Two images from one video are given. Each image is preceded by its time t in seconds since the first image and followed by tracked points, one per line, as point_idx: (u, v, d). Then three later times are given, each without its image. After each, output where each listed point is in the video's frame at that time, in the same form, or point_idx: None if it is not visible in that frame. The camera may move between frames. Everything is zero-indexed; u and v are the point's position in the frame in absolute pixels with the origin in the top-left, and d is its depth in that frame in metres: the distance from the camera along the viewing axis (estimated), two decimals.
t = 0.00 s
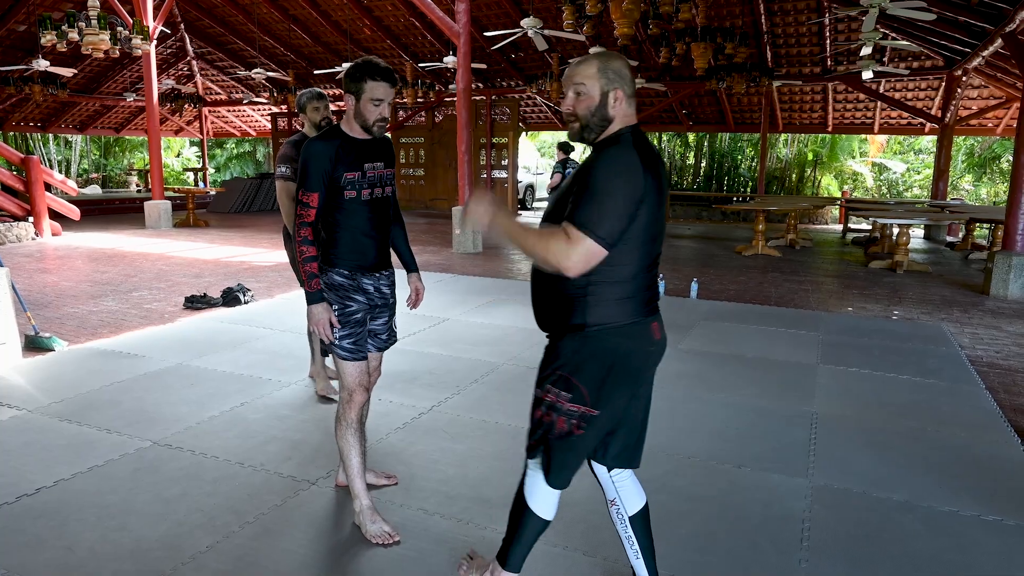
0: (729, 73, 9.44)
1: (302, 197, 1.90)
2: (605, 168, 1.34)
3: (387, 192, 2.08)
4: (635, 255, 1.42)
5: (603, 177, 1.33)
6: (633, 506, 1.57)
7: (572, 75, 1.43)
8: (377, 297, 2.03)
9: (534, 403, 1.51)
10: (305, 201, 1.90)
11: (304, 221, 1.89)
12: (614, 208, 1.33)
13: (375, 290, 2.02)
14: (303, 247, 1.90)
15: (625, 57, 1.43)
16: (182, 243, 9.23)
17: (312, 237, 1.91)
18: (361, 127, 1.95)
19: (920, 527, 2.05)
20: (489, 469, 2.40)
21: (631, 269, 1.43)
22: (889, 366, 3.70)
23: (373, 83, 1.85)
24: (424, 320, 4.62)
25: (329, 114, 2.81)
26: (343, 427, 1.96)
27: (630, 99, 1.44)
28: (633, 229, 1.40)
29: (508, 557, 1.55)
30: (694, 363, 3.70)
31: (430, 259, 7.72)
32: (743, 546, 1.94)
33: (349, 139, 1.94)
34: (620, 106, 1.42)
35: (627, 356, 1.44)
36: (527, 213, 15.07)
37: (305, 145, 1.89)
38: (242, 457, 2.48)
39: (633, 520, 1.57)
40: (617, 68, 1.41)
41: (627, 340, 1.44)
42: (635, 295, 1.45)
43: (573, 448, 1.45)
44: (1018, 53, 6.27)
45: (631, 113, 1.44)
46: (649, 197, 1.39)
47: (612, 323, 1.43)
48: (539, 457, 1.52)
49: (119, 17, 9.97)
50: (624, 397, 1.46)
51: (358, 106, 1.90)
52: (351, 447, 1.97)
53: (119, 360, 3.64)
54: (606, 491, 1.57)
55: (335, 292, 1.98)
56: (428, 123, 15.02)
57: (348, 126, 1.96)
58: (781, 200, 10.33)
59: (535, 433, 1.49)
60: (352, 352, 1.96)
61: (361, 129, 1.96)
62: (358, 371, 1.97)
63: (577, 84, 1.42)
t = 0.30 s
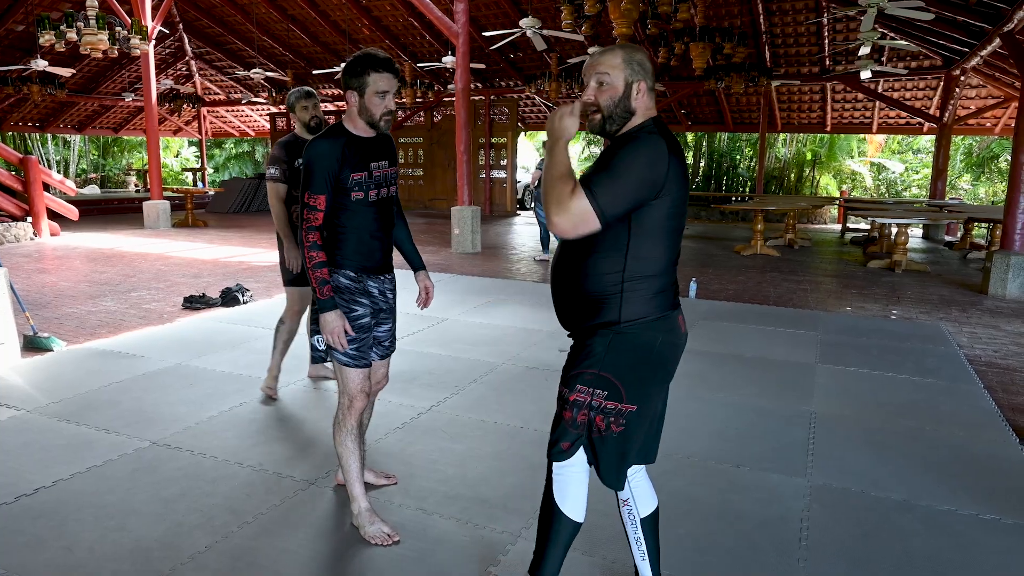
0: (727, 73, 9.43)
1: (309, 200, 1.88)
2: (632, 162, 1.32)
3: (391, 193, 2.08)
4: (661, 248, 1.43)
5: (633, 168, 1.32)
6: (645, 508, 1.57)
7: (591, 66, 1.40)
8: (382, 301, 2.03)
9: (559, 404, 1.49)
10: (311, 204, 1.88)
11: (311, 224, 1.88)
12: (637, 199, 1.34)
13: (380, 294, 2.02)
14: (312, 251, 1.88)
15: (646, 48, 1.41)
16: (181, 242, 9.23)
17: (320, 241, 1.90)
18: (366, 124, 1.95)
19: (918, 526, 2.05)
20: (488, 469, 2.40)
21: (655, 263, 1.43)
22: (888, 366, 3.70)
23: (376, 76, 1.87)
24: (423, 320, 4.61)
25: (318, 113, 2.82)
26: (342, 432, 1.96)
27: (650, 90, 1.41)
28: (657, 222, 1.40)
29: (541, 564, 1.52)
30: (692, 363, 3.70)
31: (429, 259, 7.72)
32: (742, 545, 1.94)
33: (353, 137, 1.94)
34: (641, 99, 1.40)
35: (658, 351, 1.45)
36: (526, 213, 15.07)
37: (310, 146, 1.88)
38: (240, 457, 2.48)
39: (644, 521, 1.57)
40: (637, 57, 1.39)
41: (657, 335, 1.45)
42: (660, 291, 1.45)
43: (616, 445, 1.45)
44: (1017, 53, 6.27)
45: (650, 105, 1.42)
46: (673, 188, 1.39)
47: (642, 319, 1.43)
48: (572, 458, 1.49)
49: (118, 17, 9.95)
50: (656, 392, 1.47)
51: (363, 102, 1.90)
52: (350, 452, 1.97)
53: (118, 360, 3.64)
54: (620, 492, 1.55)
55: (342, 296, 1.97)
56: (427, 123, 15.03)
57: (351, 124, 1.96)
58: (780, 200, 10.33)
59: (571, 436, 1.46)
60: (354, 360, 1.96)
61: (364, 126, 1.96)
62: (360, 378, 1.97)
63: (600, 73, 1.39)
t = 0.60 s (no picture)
0: (726, 73, 9.43)
1: (313, 202, 1.86)
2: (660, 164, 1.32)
3: (389, 192, 2.08)
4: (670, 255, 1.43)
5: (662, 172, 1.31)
6: (641, 508, 1.57)
7: (605, 63, 1.41)
8: (385, 305, 2.03)
9: (558, 407, 1.50)
10: (316, 206, 1.87)
11: (318, 227, 1.86)
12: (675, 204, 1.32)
13: (383, 298, 2.03)
14: (320, 255, 1.87)
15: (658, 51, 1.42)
16: (180, 243, 9.23)
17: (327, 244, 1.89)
18: (364, 121, 1.94)
19: (916, 526, 2.06)
20: (486, 468, 2.41)
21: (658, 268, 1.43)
22: (886, 366, 3.71)
23: (373, 70, 1.87)
24: (421, 320, 4.62)
25: (297, 110, 2.83)
26: (342, 438, 1.97)
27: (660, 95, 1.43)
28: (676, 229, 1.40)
29: (539, 563, 1.52)
30: (691, 362, 3.71)
31: (428, 259, 7.73)
32: (740, 544, 1.95)
33: (353, 135, 1.93)
34: (650, 102, 1.41)
35: (654, 352, 1.44)
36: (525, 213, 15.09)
37: (312, 147, 1.87)
38: (238, 457, 2.48)
39: (640, 521, 1.58)
40: (650, 59, 1.40)
41: (654, 335, 1.44)
42: (659, 294, 1.46)
43: (610, 448, 1.42)
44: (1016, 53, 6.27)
45: (659, 106, 1.44)
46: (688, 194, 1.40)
47: (639, 320, 1.43)
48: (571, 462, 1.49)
49: (117, 17, 9.94)
50: (653, 394, 1.45)
51: (361, 98, 1.90)
52: (351, 457, 1.98)
53: (117, 361, 3.64)
54: (616, 492, 1.56)
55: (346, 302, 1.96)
56: (426, 123, 15.03)
57: (349, 122, 1.95)
58: (778, 200, 10.35)
59: (570, 439, 1.46)
60: (357, 368, 1.95)
61: (362, 123, 1.95)
62: (364, 385, 1.97)
63: (612, 72, 1.39)
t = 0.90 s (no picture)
0: (725, 73, 9.42)
1: (313, 203, 1.86)
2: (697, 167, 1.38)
3: (388, 191, 2.08)
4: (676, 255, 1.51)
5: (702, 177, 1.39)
6: (635, 508, 1.57)
7: (625, 64, 1.39)
8: (387, 304, 2.04)
9: (561, 409, 1.48)
10: (317, 208, 1.86)
11: (319, 229, 1.86)
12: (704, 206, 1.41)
13: (385, 297, 2.04)
14: (322, 257, 1.86)
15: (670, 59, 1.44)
16: (178, 242, 9.22)
17: (329, 246, 1.88)
18: (361, 120, 1.94)
19: (913, 525, 2.07)
20: (485, 469, 2.41)
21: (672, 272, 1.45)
22: (884, 366, 3.71)
23: (369, 68, 1.88)
24: (420, 320, 4.61)
25: (267, 109, 2.83)
26: (343, 437, 1.97)
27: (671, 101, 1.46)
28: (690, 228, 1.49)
29: (538, 565, 1.52)
30: (690, 362, 3.71)
31: (427, 259, 7.73)
32: (739, 544, 1.95)
33: (351, 135, 1.93)
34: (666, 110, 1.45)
35: (662, 357, 1.47)
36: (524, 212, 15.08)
37: (311, 147, 1.86)
38: (237, 456, 2.48)
39: (635, 522, 1.58)
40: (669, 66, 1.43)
41: (662, 339, 1.47)
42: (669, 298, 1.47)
43: (621, 452, 1.45)
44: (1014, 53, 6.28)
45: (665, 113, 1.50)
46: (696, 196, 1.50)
47: (651, 325, 1.45)
48: (577, 464, 1.50)
49: (115, 17, 9.93)
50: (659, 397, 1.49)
51: (358, 96, 1.90)
52: (350, 457, 1.98)
53: (116, 360, 3.64)
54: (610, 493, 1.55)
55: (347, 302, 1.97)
56: (425, 123, 15.03)
57: (346, 120, 1.94)
58: (777, 200, 10.35)
59: (578, 443, 1.47)
60: (360, 369, 1.95)
61: (359, 122, 1.94)
62: (365, 386, 1.98)
63: (634, 75, 1.39)
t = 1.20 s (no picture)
0: (723, 73, 9.42)
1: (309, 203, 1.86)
2: (675, 166, 1.30)
3: (383, 189, 2.08)
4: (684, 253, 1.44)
5: (685, 178, 1.30)
6: (640, 510, 1.57)
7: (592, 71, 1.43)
8: (383, 300, 2.04)
9: (553, 408, 1.49)
10: (312, 207, 1.86)
11: (315, 228, 1.86)
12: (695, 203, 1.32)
13: (381, 293, 2.03)
14: (318, 256, 1.86)
15: (652, 49, 1.37)
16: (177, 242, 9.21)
17: (325, 245, 1.88)
18: (354, 118, 1.94)
19: (911, 524, 2.07)
20: (483, 469, 2.40)
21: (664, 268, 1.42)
22: (882, 365, 3.72)
23: (358, 66, 1.88)
24: (419, 320, 4.61)
25: (247, 108, 2.76)
26: (341, 434, 1.97)
27: (660, 91, 1.39)
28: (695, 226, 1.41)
29: (535, 565, 1.53)
30: (688, 362, 3.71)
31: (425, 259, 7.73)
32: (737, 544, 1.94)
33: (344, 133, 1.93)
34: (642, 100, 1.38)
35: (654, 356, 1.45)
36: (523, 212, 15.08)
37: (305, 148, 1.85)
38: (234, 456, 2.48)
39: (639, 523, 1.58)
40: (645, 63, 1.37)
41: (654, 338, 1.44)
42: (663, 295, 1.44)
43: (611, 450, 1.45)
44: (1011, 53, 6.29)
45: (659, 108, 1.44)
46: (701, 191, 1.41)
47: (639, 324, 1.42)
48: (569, 464, 1.50)
49: (114, 17, 9.92)
50: (651, 395, 1.46)
51: (348, 94, 1.90)
52: (348, 455, 1.98)
53: (114, 361, 3.64)
54: (613, 495, 1.55)
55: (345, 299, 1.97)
56: (424, 123, 15.04)
57: (340, 120, 1.94)
58: (775, 200, 10.35)
59: (569, 443, 1.47)
60: (357, 364, 1.96)
61: (352, 120, 1.94)
62: (362, 381, 1.98)
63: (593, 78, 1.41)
